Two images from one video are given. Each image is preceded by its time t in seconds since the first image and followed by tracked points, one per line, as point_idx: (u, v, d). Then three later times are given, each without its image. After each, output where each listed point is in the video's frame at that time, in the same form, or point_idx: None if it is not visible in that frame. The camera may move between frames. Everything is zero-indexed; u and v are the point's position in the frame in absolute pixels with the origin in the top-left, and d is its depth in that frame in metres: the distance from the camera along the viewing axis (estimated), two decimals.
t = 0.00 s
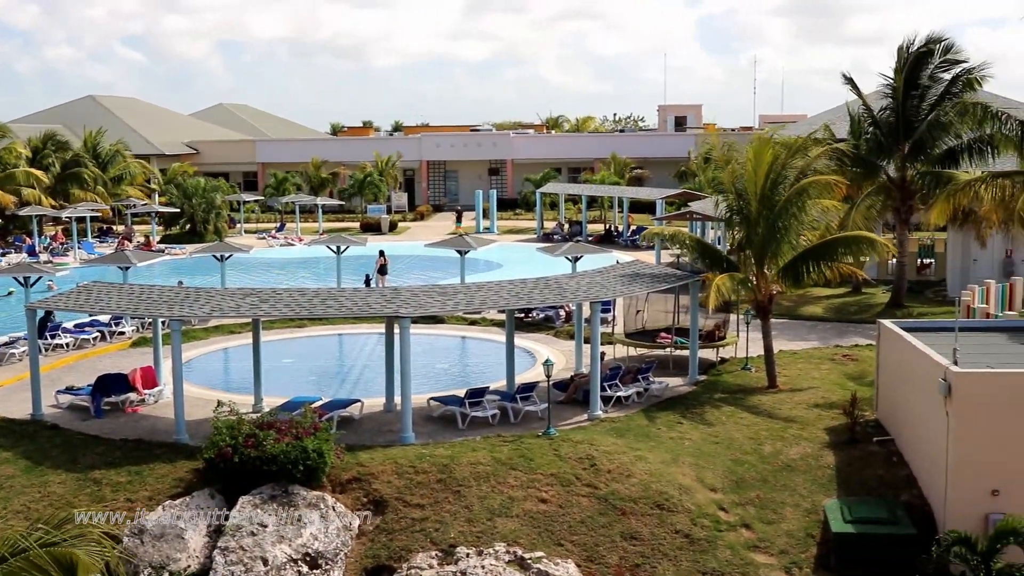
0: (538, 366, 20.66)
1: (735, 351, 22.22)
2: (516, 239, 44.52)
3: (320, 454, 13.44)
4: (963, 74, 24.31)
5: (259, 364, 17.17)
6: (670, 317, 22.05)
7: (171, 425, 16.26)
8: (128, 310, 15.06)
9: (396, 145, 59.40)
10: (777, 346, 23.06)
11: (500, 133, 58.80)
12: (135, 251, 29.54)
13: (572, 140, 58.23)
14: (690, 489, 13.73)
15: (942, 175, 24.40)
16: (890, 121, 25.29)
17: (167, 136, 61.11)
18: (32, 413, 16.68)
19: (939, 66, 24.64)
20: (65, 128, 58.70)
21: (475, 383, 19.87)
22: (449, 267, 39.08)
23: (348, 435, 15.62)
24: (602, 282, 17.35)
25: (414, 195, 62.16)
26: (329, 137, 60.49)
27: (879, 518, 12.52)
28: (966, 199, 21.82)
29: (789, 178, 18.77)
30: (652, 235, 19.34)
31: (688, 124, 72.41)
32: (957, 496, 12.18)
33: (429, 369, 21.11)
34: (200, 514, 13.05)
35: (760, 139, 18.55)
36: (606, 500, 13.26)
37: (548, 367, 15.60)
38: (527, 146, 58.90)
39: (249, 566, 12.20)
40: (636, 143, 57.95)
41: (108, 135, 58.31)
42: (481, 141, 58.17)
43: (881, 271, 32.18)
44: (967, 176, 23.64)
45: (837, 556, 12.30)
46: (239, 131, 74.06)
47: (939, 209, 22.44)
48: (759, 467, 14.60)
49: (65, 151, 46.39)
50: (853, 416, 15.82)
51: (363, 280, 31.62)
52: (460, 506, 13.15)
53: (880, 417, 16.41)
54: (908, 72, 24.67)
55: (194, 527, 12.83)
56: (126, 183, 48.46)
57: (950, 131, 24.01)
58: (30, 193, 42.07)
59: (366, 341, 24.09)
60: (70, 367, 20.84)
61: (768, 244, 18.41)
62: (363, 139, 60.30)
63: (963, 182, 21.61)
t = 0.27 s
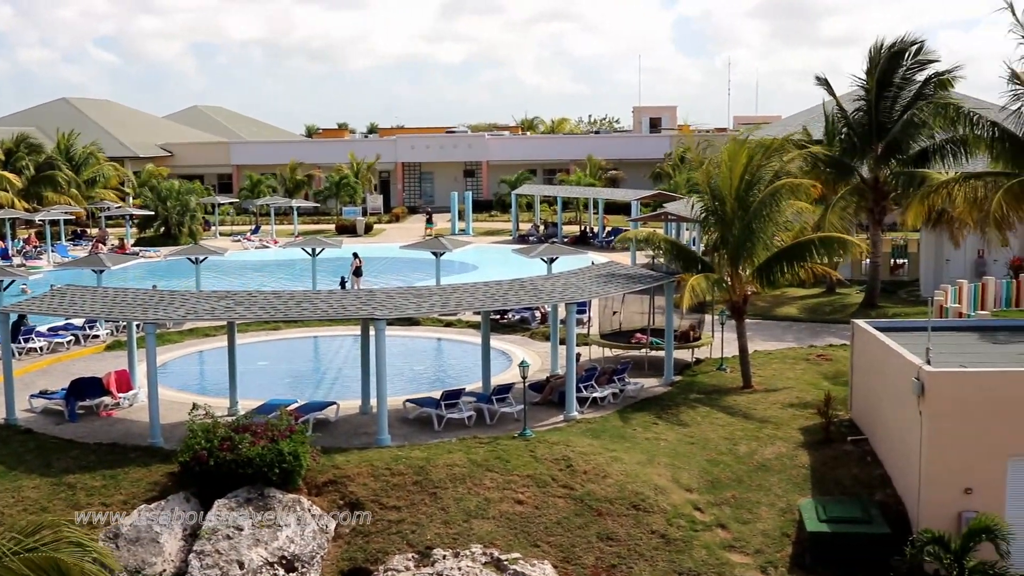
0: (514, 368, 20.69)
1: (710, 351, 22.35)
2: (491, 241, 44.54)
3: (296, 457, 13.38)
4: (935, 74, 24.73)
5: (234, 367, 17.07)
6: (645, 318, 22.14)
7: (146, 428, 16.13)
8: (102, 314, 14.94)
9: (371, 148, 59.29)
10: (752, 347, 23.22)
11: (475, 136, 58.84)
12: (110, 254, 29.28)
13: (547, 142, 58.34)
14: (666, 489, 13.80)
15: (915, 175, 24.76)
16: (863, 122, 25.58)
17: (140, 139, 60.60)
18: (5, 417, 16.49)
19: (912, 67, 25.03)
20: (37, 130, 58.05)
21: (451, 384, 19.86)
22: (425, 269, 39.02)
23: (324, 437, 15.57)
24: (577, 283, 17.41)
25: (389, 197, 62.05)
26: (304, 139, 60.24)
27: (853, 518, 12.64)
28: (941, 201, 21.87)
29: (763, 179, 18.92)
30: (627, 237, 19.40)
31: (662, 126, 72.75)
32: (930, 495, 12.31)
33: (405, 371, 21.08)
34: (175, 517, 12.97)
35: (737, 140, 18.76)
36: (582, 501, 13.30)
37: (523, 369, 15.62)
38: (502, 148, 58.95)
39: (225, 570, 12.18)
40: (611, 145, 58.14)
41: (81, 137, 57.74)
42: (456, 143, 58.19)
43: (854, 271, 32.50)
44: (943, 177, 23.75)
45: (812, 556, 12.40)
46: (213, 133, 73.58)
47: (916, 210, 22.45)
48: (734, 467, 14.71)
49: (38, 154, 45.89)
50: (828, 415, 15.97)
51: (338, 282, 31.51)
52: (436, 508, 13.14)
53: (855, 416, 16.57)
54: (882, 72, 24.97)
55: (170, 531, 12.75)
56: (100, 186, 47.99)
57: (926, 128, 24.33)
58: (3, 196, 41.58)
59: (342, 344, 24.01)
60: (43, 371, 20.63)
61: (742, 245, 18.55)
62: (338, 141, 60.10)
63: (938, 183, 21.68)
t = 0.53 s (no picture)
0: (489, 369, 20.70)
1: (684, 351, 22.47)
2: (465, 242, 44.52)
3: (271, 459, 13.31)
4: (906, 76, 25.11)
5: (208, 370, 16.95)
6: (619, 319, 22.22)
7: (119, 432, 15.99)
8: (74, 317, 14.80)
9: (344, 149, 59.16)
10: (725, 346, 23.37)
11: (449, 137, 58.87)
12: (83, 257, 29.01)
13: (521, 143, 58.38)
14: (640, 489, 13.87)
15: (888, 174, 24.43)
16: (836, 122, 25.85)
17: (112, 141, 60.05)
18: None
19: (886, 69, 25.35)
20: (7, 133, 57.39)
21: (426, 386, 19.84)
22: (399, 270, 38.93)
23: (298, 440, 15.50)
24: (551, 284, 17.45)
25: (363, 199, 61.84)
26: (277, 141, 59.94)
27: (826, 516, 12.78)
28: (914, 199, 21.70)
29: (736, 180, 19.08)
30: (601, 238, 19.46)
31: (636, 127, 73.00)
32: (903, 492, 12.47)
33: (380, 373, 21.02)
34: (149, 522, 12.86)
35: (710, 142, 19.16)
36: (557, 502, 13.33)
37: (498, 370, 15.63)
38: (476, 149, 58.96)
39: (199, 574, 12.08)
40: (584, 146, 58.25)
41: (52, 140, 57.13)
42: (430, 144, 58.22)
43: (828, 271, 32.82)
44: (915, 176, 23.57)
45: (785, 554, 12.52)
46: (186, 135, 73.01)
47: (887, 210, 22.30)
48: (709, 467, 14.80)
49: (8, 157, 45.40)
50: (801, 415, 16.11)
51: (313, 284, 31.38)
52: (410, 510, 13.12)
53: (828, 415, 16.73)
54: (856, 72, 25.21)
55: (144, 535, 12.63)
56: (73, 189, 47.48)
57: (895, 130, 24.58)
58: None
59: (316, 346, 23.91)
60: (15, 375, 20.39)
61: (715, 245, 18.66)
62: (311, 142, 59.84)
63: (912, 183, 21.51)
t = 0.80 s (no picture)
0: (461, 368, 20.70)
1: (656, 350, 22.58)
2: (438, 242, 44.48)
3: (243, 461, 13.23)
4: (877, 76, 25.37)
5: (179, 370, 16.82)
6: (592, 317, 22.29)
7: (90, 434, 15.83)
8: (44, 319, 14.64)
9: (316, 149, 58.84)
10: (697, 345, 23.52)
11: (421, 136, 58.69)
12: (52, 258, 28.66)
13: (493, 142, 58.36)
14: (613, 488, 13.92)
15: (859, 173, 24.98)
16: (806, 121, 26.03)
17: (81, 141, 59.35)
18: None
19: (857, 68, 25.60)
20: None
21: (399, 386, 19.80)
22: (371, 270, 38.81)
23: (270, 441, 15.41)
24: (523, 283, 17.49)
25: (335, 199, 61.59)
26: (248, 141, 59.55)
27: (797, 513, 12.90)
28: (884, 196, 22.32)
29: (707, 179, 19.19)
30: (573, 237, 19.50)
31: (607, 126, 73.21)
32: (874, 490, 12.63)
33: (353, 373, 20.97)
34: (121, 524, 12.75)
35: (682, 142, 19.25)
36: (530, 501, 13.37)
37: (470, 369, 15.64)
38: (448, 148, 58.85)
39: None
40: (556, 145, 58.32)
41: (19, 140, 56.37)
42: (402, 144, 58.00)
43: (799, 269, 33.07)
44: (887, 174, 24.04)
45: (758, 551, 12.62)
46: (155, 134, 72.35)
47: (857, 208, 22.77)
48: (681, 465, 14.89)
49: None
50: (773, 412, 16.26)
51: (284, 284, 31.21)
52: (384, 510, 13.10)
53: (800, 413, 16.91)
54: (827, 73, 25.58)
55: (115, 537, 12.53)
56: (42, 189, 46.60)
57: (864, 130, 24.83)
58: None
59: (288, 346, 23.79)
60: None
61: (688, 243, 18.76)
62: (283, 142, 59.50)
63: (881, 181, 22.11)
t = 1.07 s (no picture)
0: (434, 367, 20.68)
1: (629, 348, 22.69)
2: (411, 240, 44.42)
3: (215, 460, 13.15)
4: (849, 75, 25.52)
5: (151, 370, 16.67)
6: (565, 316, 22.34)
7: (60, 434, 15.66)
8: (13, 318, 14.47)
9: (288, 148, 58.55)
10: (670, 343, 23.66)
11: (393, 135, 58.51)
12: (21, 257, 28.28)
13: (466, 141, 58.31)
14: (585, 486, 13.98)
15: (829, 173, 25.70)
16: (779, 121, 26.23)
17: (50, 138, 58.63)
18: None
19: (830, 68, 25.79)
20: None
21: (372, 385, 19.75)
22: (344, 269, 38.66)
23: (243, 440, 15.33)
24: (496, 282, 17.49)
25: (308, 198, 61.30)
26: (220, 139, 59.11)
27: (769, 510, 13.03)
28: (855, 194, 22.74)
29: (680, 178, 19.27)
30: (546, 236, 19.50)
31: (580, 125, 73.39)
32: (845, 489, 12.77)
33: (325, 372, 20.89)
34: (91, 524, 12.64)
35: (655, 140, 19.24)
36: (503, 500, 13.39)
37: (443, 368, 15.63)
38: (420, 147, 58.70)
39: None
40: (529, 144, 58.36)
41: None
42: (375, 143, 57.81)
43: (771, 268, 33.33)
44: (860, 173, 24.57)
45: (730, 549, 12.73)
46: (126, 132, 71.62)
47: (827, 207, 23.19)
48: (654, 463, 14.98)
49: None
50: (744, 410, 16.41)
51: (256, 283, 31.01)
52: (357, 509, 13.07)
53: (772, 411, 17.08)
54: (800, 71, 25.64)
55: (86, 538, 12.43)
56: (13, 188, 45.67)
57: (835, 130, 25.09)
58: None
59: (261, 345, 23.66)
60: None
61: (660, 242, 18.88)
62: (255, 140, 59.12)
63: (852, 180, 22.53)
